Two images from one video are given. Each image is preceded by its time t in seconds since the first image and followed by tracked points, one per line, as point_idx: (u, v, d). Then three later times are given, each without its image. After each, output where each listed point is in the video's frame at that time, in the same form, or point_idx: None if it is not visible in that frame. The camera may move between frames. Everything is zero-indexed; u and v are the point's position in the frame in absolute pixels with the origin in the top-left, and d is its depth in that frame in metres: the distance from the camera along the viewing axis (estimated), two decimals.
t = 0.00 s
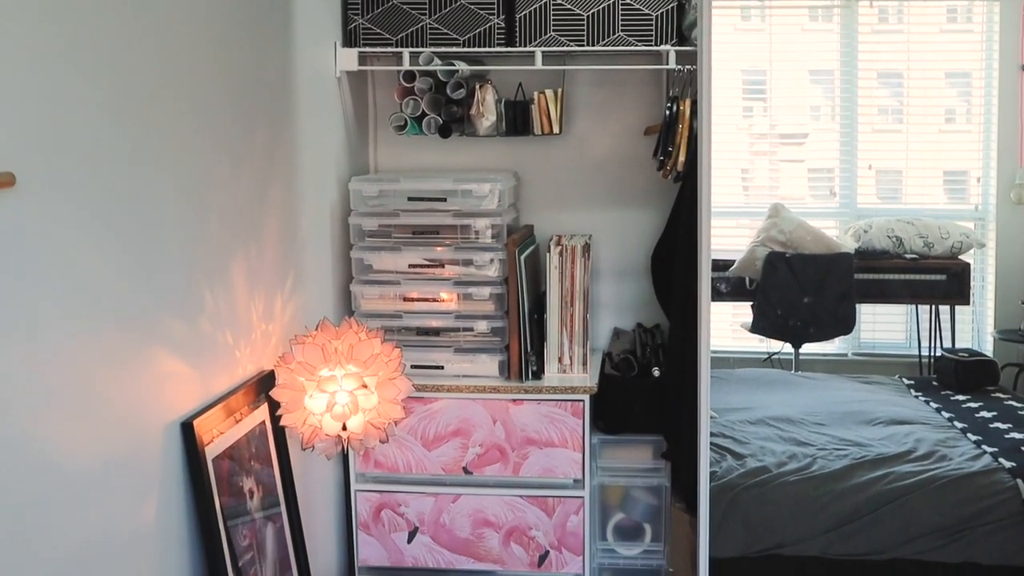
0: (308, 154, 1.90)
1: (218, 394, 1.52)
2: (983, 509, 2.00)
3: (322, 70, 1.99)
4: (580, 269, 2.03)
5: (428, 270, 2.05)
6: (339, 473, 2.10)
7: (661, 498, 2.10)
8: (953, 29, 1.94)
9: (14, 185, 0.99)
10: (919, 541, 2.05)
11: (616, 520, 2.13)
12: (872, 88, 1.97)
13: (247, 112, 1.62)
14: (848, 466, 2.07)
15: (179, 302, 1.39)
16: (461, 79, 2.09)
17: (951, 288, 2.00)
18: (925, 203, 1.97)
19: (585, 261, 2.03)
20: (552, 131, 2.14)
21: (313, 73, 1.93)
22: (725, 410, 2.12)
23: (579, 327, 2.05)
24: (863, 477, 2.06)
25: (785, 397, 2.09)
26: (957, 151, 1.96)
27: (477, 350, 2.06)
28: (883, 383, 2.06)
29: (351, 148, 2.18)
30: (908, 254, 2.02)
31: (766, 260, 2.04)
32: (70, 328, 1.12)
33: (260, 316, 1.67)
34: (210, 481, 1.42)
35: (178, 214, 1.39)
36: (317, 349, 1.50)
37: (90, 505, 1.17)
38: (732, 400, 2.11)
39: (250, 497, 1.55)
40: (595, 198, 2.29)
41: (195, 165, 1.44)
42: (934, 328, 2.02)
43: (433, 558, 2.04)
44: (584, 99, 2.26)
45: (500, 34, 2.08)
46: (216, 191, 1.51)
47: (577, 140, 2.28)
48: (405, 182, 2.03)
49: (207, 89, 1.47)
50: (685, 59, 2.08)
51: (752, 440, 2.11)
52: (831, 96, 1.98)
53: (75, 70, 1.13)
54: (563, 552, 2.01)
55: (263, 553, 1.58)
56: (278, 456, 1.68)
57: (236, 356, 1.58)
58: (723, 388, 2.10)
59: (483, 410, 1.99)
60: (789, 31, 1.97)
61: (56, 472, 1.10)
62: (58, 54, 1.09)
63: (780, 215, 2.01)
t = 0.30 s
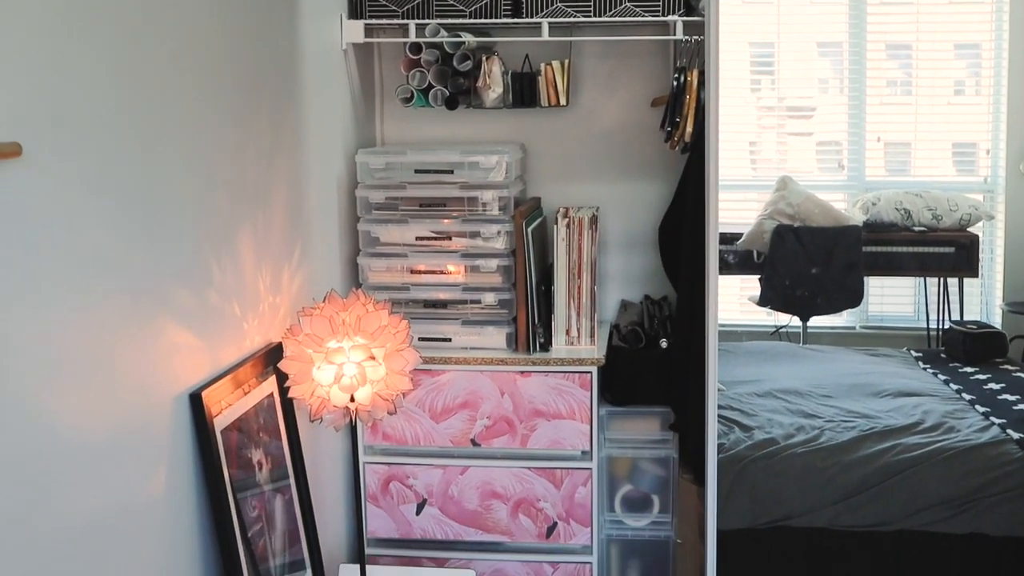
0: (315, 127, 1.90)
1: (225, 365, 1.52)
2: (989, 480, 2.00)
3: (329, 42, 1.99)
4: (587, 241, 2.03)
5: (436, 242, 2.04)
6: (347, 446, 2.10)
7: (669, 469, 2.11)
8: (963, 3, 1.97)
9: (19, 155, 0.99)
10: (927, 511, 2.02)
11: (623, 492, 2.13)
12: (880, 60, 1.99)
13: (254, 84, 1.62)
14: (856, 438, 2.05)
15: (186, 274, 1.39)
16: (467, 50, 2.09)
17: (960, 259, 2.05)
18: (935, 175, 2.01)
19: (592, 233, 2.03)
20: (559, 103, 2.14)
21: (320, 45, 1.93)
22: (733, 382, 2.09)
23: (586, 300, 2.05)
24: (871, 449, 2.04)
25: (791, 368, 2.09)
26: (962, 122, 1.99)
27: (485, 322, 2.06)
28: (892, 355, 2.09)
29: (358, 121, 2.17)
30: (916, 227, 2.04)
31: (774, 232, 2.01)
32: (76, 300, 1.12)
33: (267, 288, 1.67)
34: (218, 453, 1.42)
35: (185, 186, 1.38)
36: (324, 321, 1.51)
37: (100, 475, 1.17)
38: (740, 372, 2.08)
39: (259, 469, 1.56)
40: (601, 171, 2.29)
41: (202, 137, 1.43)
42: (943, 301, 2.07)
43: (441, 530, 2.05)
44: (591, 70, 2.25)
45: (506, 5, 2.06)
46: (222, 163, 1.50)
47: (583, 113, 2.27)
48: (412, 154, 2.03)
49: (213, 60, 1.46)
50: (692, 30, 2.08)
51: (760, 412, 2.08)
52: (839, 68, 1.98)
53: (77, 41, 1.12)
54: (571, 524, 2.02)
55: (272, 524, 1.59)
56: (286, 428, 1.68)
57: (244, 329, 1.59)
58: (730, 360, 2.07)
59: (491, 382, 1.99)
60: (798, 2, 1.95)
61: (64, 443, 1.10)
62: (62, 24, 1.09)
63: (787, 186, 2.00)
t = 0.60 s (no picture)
0: (320, 103, 1.89)
1: (231, 341, 1.52)
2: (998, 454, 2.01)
3: (334, 18, 1.98)
4: (593, 218, 2.03)
5: (441, 219, 2.04)
6: (353, 423, 2.11)
7: (674, 446, 2.11)
8: None
9: (24, 130, 0.99)
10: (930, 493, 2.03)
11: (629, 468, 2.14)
12: (888, 38, 1.96)
13: (258, 59, 1.61)
14: (861, 416, 2.05)
15: (192, 251, 1.39)
16: (472, 26, 2.07)
17: (966, 237, 2.01)
18: (943, 152, 1.97)
19: (599, 209, 2.02)
20: (565, 79, 2.13)
21: (324, 21, 1.92)
22: (740, 360, 2.08)
23: (592, 276, 2.05)
24: (878, 427, 2.04)
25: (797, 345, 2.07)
26: (972, 97, 1.96)
27: (491, 299, 2.06)
28: (898, 333, 2.06)
29: (363, 98, 2.17)
30: (924, 204, 2.00)
31: (780, 210, 2.00)
32: (82, 274, 1.12)
33: (274, 265, 1.68)
34: (226, 430, 1.43)
35: (191, 162, 1.38)
36: (330, 296, 1.51)
37: (106, 450, 1.18)
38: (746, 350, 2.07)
39: (266, 445, 1.56)
40: (607, 147, 2.28)
41: (206, 113, 1.43)
42: (950, 279, 2.02)
43: (448, 505, 2.06)
44: (597, 46, 2.25)
45: None
46: (227, 139, 1.50)
47: (589, 89, 2.27)
48: (418, 130, 2.03)
49: (218, 35, 1.46)
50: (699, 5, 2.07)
51: (766, 390, 2.07)
52: (846, 47, 1.95)
53: (81, 15, 1.12)
54: (578, 500, 2.03)
55: (280, 500, 1.59)
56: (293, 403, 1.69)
57: (251, 305, 1.59)
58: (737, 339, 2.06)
59: (497, 359, 1.99)
60: None
61: (71, 416, 1.11)
62: None
63: (794, 164, 1.98)
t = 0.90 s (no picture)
0: (321, 74, 1.89)
1: (232, 311, 1.52)
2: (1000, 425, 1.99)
3: None
4: (595, 189, 2.03)
5: (443, 189, 2.04)
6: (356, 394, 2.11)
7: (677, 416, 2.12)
8: None
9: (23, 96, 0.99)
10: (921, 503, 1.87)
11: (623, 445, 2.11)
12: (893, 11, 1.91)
13: (259, 29, 1.60)
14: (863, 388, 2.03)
15: (193, 219, 1.39)
16: None
17: (971, 210, 1.97)
18: (948, 126, 1.93)
19: (600, 180, 2.02)
20: (567, 49, 2.12)
21: None
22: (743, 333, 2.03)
23: (594, 248, 2.05)
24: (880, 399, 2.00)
25: (798, 318, 2.01)
26: (977, 70, 1.92)
27: (492, 270, 2.06)
28: (901, 306, 2.01)
29: (364, 69, 2.16)
30: (927, 177, 1.95)
31: (784, 183, 1.96)
32: (83, 242, 1.12)
33: (275, 236, 1.67)
34: (227, 397, 1.42)
35: (191, 130, 1.38)
36: (332, 267, 1.51)
37: (109, 418, 1.18)
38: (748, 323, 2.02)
39: (267, 416, 1.56)
40: (609, 119, 2.27)
41: (207, 82, 1.43)
42: (954, 252, 1.98)
43: (450, 476, 2.06)
44: (600, 17, 2.24)
45: None
46: (227, 109, 1.49)
47: (591, 60, 2.26)
48: (419, 102, 2.02)
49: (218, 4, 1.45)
50: None
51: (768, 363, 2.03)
52: (851, 19, 1.91)
53: None
54: (579, 471, 2.03)
55: (281, 470, 1.60)
56: (294, 375, 1.69)
57: (252, 276, 1.59)
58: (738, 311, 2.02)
59: (499, 331, 2.00)
60: None
61: (73, 382, 1.11)
62: None
63: (797, 137, 1.94)
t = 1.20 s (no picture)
0: (319, 47, 1.88)
1: (232, 285, 1.52)
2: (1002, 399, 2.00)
3: None
4: (595, 162, 2.03)
5: (442, 163, 2.03)
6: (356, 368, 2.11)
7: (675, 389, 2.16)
8: None
9: (19, 67, 0.98)
10: None
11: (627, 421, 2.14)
12: None
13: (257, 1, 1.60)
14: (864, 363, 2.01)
15: (193, 191, 1.39)
16: None
17: (973, 186, 1.93)
18: (949, 102, 1.89)
19: (600, 154, 2.02)
20: (566, 23, 2.11)
21: None
22: (744, 307, 2.03)
23: (594, 222, 2.05)
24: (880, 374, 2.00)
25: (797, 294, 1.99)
26: (979, 46, 1.87)
27: (491, 245, 2.06)
28: (900, 281, 1.98)
29: (364, 43, 2.15)
30: (929, 152, 1.93)
31: (784, 158, 1.95)
32: (82, 215, 1.12)
33: (275, 209, 1.67)
34: (227, 369, 1.42)
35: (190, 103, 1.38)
36: (331, 240, 1.50)
37: (108, 392, 1.18)
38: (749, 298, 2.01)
39: (267, 389, 1.57)
40: (609, 93, 2.27)
41: (205, 55, 1.42)
42: (954, 227, 1.95)
43: (451, 451, 2.06)
44: None
45: None
46: (226, 82, 1.49)
47: (591, 33, 2.25)
48: (417, 76, 2.01)
49: None
50: None
51: (768, 337, 2.01)
52: None
53: None
54: (579, 444, 2.04)
55: (282, 444, 1.60)
56: (294, 348, 1.69)
57: (251, 249, 1.59)
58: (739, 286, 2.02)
59: (499, 305, 2.00)
60: None
61: (77, 353, 1.12)
62: None
63: (798, 113, 1.92)
